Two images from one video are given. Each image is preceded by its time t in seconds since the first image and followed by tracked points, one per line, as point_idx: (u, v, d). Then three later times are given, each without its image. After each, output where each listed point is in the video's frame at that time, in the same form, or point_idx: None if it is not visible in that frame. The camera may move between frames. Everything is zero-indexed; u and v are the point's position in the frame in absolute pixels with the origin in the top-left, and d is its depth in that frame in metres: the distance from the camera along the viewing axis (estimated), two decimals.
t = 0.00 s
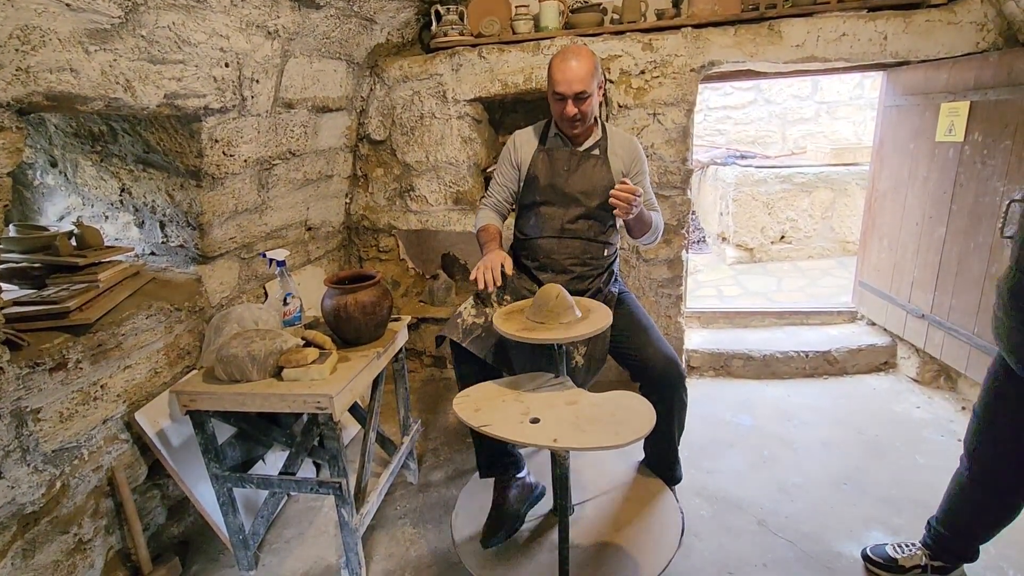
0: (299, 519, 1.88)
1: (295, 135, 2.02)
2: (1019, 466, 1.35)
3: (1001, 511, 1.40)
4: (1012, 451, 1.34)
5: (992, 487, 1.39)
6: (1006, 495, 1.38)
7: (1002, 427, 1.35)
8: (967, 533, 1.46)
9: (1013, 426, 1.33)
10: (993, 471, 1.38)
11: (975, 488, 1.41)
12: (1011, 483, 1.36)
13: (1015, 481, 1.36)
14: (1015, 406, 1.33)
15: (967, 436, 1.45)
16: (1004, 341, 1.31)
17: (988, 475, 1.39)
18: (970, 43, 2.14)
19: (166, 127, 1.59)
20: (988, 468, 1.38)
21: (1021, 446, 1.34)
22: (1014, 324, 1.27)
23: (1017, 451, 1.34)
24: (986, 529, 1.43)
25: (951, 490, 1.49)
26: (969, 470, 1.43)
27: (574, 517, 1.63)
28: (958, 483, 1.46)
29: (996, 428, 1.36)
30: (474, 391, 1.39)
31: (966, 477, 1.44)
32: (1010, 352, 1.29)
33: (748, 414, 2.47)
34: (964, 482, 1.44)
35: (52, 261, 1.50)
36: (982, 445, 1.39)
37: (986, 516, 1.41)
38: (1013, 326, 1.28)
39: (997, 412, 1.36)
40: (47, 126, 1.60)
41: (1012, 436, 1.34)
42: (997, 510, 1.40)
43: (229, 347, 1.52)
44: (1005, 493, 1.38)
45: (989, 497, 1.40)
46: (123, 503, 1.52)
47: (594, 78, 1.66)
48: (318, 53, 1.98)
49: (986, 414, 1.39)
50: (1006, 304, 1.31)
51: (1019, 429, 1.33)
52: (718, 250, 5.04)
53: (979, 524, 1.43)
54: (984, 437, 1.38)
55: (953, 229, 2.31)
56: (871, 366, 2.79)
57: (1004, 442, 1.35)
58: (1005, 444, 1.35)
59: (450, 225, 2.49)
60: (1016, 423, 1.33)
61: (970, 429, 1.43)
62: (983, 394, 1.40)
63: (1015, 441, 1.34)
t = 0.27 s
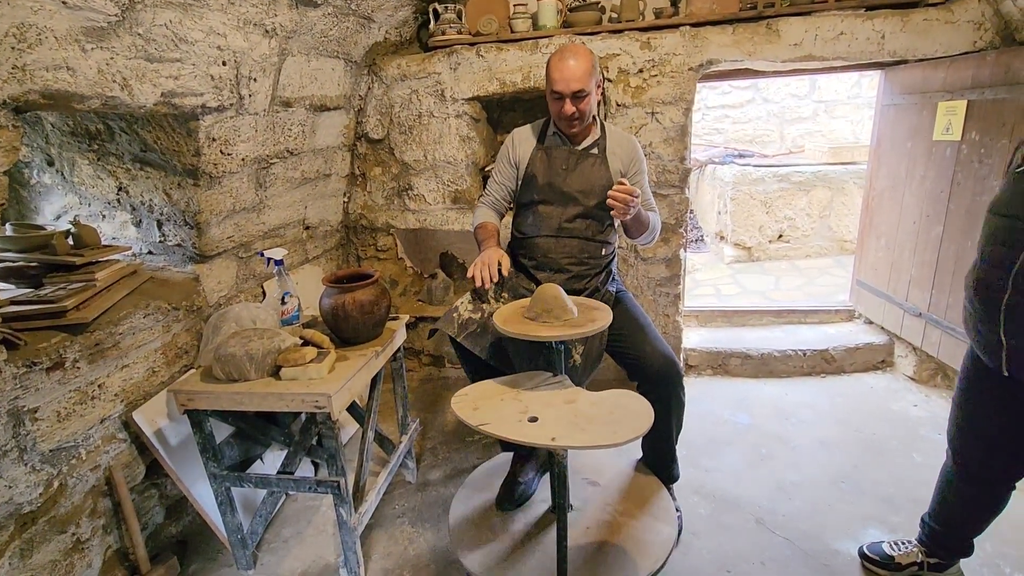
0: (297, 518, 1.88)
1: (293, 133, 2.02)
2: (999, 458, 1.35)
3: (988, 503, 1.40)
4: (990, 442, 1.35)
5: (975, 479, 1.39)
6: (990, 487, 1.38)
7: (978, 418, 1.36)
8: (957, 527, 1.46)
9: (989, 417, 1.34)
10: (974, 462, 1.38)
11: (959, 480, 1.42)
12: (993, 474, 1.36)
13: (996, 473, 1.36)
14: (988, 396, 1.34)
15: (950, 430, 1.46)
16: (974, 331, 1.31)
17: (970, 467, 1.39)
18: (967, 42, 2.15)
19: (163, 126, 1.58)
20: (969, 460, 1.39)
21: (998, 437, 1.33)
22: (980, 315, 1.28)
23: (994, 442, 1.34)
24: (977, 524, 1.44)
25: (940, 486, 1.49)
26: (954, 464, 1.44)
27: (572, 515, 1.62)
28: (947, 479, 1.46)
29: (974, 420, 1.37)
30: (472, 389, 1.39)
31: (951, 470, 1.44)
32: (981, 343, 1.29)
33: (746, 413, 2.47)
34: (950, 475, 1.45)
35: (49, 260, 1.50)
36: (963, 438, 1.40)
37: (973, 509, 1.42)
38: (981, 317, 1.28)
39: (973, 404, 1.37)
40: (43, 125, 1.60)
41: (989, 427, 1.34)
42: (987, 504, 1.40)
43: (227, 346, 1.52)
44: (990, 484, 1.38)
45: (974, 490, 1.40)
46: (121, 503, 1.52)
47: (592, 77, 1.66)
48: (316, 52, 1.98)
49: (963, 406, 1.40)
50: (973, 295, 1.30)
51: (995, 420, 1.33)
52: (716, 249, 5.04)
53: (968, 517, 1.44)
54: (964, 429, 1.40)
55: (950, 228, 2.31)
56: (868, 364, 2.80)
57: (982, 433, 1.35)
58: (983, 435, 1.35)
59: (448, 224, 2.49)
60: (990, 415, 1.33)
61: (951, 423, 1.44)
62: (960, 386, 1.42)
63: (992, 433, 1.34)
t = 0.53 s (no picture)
0: (295, 517, 1.87)
1: (290, 132, 2.01)
2: (987, 451, 1.36)
3: (978, 497, 1.41)
4: (978, 437, 1.36)
5: (965, 474, 1.40)
6: (980, 481, 1.39)
7: (964, 413, 1.38)
8: (950, 522, 1.47)
9: (974, 411, 1.36)
10: (963, 457, 1.40)
11: (949, 475, 1.43)
12: (982, 468, 1.38)
13: (984, 466, 1.38)
14: (972, 391, 1.36)
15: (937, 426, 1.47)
16: (956, 327, 1.33)
17: (959, 462, 1.41)
18: (962, 41, 2.15)
19: (159, 124, 1.58)
20: (959, 455, 1.40)
21: (986, 432, 1.35)
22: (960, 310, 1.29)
23: (981, 437, 1.36)
24: (970, 518, 1.45)
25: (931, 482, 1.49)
26: (944, 460, 1.45)
27: (569, 514, 1.62)
28: (938, 476, 1.47)
29: (960, 415, 1.39)
30: (470, 388, 1.39)
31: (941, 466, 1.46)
32: (962, 338, 1.31)
33: (743, 410, 2.48)
34: (940, 471, 1.46)
35: (45, 259, 1.49)
36: (950, 434, 1.41)
37: (965, 503, 1.43)
38: (962, 313, 1.29)
39: (958, 399, 1.39)
40: (38, 123, 1.59)
41: (976, 422, 1.36)
42: (979, 499, 1.41)
43: (224, 345, 1.52)
44: (979, 478, 1.39)
45: (964, 484, 1.41)
46: (118, 503, 1.51)
47: (589, 75, 1.65)
48: (312, 50, 1.97)
49: (949, 402, 1.41)
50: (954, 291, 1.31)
51: (981, 414, 1.35)
52: (712, 247, 5.05)
53: (960, 512, 1.45)
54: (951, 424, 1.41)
55: (945, 225, 2.32)
56: (864, 362, 2.81)
57: (969, 428, 1.37)
58: (970, 430, 1.37)
59: (445, 222, 2.48)
60: (977, 410, 1.35)
61: (938, 419, 1.46)
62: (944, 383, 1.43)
63: (979, 427, 1.36)
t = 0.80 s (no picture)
0: (290, 517, 1.87)
1: (283, 130, 2.00)
2: (980, 448, 1.37)
3: (971, 493, 1.42)
4: (972, 434, 1.37)
5: (959, 472, 1.41)
6: (973, 477, 1.40)
7: (958, 411, 1.38)
8: (943, 519, 1.48)
9: (968, 409, 1.36)
10: (957, 455, 1.41)
11: (943, 473, 1.44)
12: (975, 465, 1.39)
13: (978, 463, 1.39)
14: (966, 389, 1.36)
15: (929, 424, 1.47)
16: (949, 324, 1.33)
17: (953, 459, 1.41)
18: (956, 39, 2.16)
19: (151, 122, 1.56)
20: (952, 453, 1.41)
21: (980, 429, 1.36)
22: (954, 307, 1.29)
23: (976, 434, 1.37)
24: (962, 515, 1.46)
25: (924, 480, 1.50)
26: (936, 458, 1.45)
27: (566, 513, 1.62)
28: (931, 473, 1.47)
29: (954, 413, 1.39)
30: (465, 387, 1.39)
31: (934, 464, 1.46)
32: (955, 336, 1.31)
33: (738, 408, 2.48)
34: (933, 469, 1.46)
35: (35, 259, 1.48)
36: (944, 432, 1.42)
37: (959, 501, 1.44)
38: (956, 311, 1.29)
39: (952, 398, 1.39)
40: (28, 121, 1.58)
41: (970, 420, 1.36)
42: (972, 496, 1.42)
43: (218, 345, 1.51)
44: (972, 474, 1.40)
45: (958, 482, 1.42)
46: (111, 504, 1.50)
47: (583, 73, 1.65)
48: (306, 47, 1.96)
49: (942, 400, 1.42)
50: (948, 288, 1.31)
51: (975, 411, 1.36)
52: (708, 245, 5.06)
53: (952, 509, 1.46)
54: (944, 422, 1.42)
55: (939, 223, 2.33)
56: (859, 360, 2.82)
57: (963, 425, 1.38)
58: (964, 428, 1.38)
59: (441, 221, 2.48)
60: (973, 409, 1.36)
61: (929, 417, 1.46)
62: (936, 380, 1.43)
63: (973, 425, 1.36)
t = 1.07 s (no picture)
0: (284, 517, 1.86)
1: (276, 128, 1.98)
2: (979, 449, 1.37)
3: (967, 491, 1.43)
4: (973, 434, 1.37)
5: (957, 470, 1.42)
6: (970, 476, 1.41)
7: (960, 411, 1.38)
8: (938, 516, 1.49)
9: (970, 408, 1.36)
10: (955, 453, 1.41)
11: (940, 471, 1.45)
12: (973, 464, 1.40)
13: (976, 462, 1.39)
14: (970, 389, 1.36)
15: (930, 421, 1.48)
16: (960, 324, 1.32)
17: (951, 458, 1.42)
18: (950, 37, 2.16)
19: (140, 120, 1.54)
20: (951, 452, 1.41)
21: (982, 429, 1.36)
22: (968, 307, 1.29)
23: (977, 434, 1.37)
24: (957, 513, 1.46)
25: (921, 477, 1.51)
26: (935, 455, 1.46)
27: (560, 511, 1.62)
28: (929, 470, 1.48)
29: (955, 412, 1.39)
30: (460, 386, 1.38)
31: (932, 462, 1.47)
32: (966, 335, 1.31)
33: (733, 405, 2.49)
34: (931, 466, 1.47)
35: (24, 258, 1.46)
36: (944, 430, 1.42)
37: (954, 498, 1.45)
38: (969, 311, 1.28)
39: (955, 397, 1.39)
40: (16, 119, 1.56)
41: (971, 419, 1.36)
42: (968, 494, 1.43)
43: (210, 345, 1.49)
44: (970, 474, 1.41)
45: (955, 479, 1.43)
46: (102, 505, 1.49)
47: (576, 70, 1.64)
48: (299, 44, 1.94)
49: (944, 399, 1.41)
50: (961, 288, 1.31)
51: (977, 411, 1.35)
52: (703, 242, 5.07)
53: (948, 506, 1.47)
54: (944, 421, 1.42)
55: (933, 221, 2.33)
56: (853, 356, 2.83)
57: (964, 425, 1.38)
58: (964, 427, 1.38)
59: (435, 219, 2.47)
60: (975, 408, 1.36)
61: (931, 415, 1.46)
62: (940, 378, 1.43)
63: (974, 425, 1.36)
